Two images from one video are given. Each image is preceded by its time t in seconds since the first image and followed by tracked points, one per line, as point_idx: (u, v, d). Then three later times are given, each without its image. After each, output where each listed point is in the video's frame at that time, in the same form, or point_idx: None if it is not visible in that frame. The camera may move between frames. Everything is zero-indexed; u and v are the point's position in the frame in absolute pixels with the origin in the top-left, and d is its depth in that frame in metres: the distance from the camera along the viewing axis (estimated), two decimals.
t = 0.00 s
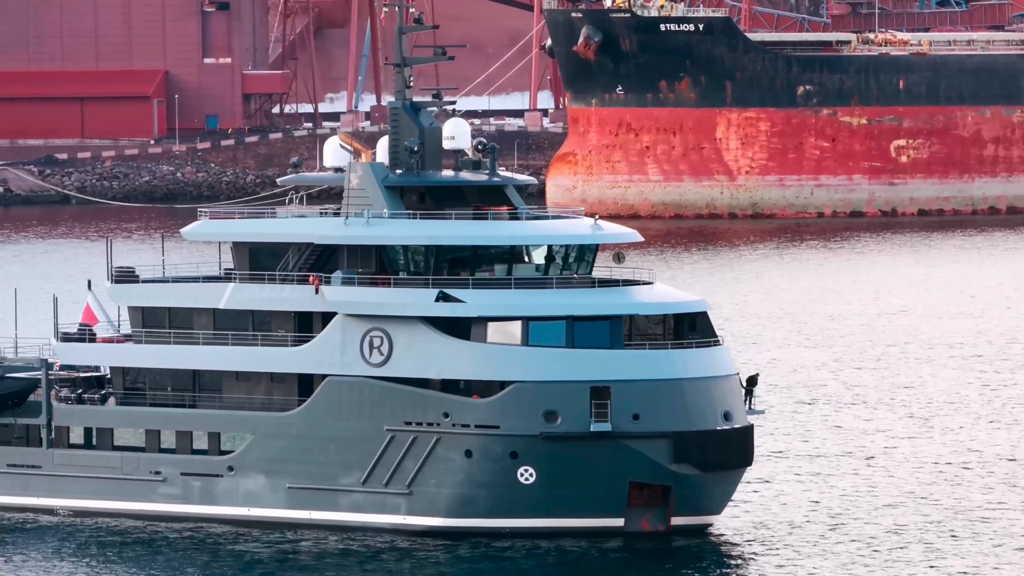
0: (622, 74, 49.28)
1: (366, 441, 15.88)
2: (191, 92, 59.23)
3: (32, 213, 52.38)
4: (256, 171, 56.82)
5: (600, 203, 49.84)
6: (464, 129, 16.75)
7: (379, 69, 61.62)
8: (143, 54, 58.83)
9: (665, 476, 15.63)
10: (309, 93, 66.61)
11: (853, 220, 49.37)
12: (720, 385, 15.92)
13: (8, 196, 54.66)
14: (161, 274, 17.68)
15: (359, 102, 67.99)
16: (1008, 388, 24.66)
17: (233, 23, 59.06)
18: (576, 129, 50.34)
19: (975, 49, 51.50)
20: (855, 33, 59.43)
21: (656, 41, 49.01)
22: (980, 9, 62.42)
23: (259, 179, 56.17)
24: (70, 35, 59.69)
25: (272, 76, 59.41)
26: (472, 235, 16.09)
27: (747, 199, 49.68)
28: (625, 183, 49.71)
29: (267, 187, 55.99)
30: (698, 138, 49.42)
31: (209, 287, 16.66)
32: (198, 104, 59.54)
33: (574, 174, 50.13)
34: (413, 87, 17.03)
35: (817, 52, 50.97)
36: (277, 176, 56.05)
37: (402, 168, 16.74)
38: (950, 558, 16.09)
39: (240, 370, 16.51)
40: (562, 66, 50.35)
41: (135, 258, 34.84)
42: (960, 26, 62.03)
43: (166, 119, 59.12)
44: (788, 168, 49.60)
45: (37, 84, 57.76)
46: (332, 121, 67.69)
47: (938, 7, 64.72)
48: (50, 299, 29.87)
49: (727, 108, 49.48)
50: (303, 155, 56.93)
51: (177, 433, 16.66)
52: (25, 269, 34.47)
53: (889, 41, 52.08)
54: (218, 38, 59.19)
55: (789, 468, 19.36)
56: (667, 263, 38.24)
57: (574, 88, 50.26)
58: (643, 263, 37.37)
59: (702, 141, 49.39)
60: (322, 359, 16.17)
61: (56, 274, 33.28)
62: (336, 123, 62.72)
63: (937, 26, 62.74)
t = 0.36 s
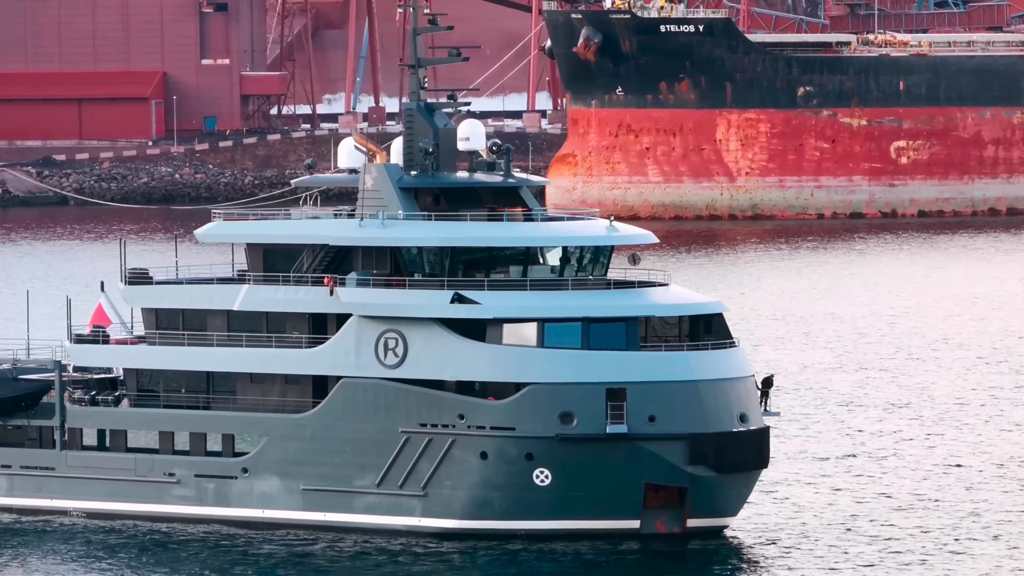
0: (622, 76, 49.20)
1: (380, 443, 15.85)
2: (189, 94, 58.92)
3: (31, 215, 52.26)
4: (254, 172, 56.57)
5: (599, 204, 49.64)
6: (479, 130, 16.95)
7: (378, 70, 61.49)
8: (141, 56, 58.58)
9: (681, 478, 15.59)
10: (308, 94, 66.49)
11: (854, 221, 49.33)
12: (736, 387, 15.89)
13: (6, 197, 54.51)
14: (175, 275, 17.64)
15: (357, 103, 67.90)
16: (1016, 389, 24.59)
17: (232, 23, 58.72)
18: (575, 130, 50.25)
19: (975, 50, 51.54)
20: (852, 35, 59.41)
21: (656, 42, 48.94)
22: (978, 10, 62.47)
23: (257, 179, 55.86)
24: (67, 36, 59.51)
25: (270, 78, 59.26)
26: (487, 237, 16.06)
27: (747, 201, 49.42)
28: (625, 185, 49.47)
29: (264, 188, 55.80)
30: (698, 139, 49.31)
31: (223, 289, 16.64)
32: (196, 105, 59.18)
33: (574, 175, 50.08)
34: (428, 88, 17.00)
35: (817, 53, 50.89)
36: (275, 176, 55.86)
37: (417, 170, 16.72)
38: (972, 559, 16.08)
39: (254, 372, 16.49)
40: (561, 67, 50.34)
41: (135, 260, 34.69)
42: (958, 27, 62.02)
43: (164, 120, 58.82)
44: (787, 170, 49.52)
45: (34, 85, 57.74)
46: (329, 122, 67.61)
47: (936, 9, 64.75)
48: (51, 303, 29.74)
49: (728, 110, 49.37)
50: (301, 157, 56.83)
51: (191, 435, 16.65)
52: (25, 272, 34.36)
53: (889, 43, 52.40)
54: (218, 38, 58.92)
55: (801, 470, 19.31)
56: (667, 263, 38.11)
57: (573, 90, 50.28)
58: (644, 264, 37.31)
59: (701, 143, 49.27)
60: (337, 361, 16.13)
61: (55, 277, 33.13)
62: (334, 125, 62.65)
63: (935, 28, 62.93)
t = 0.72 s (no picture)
0: (622, 77, 49.06)
1: (399, 445, 15.82)
2: (188, 95, 58.64)
3: (30, 216, 52.18)
4: (253, 173, 56.45)
5: (601, 205, 49.69)
6: (496, 131, 16.89)
7: (377, 71, 61.35)
8: (139, 57, 58.39)
9: (701, 480, 15.55)
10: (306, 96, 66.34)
11: (855, 223, 49.29)
12: (756, 389, 15.85)
13: (5, 199, 54.43)
14: (192, 277, 17.62)
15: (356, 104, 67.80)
16: None
17: (231, 24, 58.32)
18: (576, 131, 50.10)
19: (975, 51, 51.47)
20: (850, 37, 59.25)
21: (657, 44, 48.87)
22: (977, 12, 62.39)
23: (256, 181, 55.81)
24: (66, 37, 59.42)
25: (268, 79, 59.00)
26: (506, 238, 16.02)
27: (749, 202, 49.34)
28: (626, 186, 49.36)
29: (263, 189, 55.67)
30: (698, 140, 49.18)
31: (241, 289, 16.60)
32: (195, 106, 58.89)
33: (575, 177, 50.03)
34: (446, 90, 16.96)
35: (817, 55, 50.86)
36: (274, 178, 55.73)
37: (435, 171, 16.68)
38: (994, 563, 15.98)
39: (272, 373, 16.45)
40: (561, 69, 50.11)
41: (137, 264, 34.63)
42: (957, 29, 61.83)
43: (161, 122, 58.64)
44: (789, 171, 49.48)
45: (33, 86, 57.70)
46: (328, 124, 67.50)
47: (934, 10, 64.53)
48: (54, 306, 29.66)
49: (728, 111, 49.25)
50: (300, 158, 56.76)
51: (208, 437, 16.63)
52: (27, 274, 34.29)
53: (889, 44, 51.95)
54: (216, 40, 58.62)
55: (816, 472, 19.27)
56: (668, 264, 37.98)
57: (574, 91, 50.03)
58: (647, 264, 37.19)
59: (702, 144, 49.13)
60: (355, 362, 16.10)
61: (58, 280, 33.07)
62: (333, 126, 62.55)
63: (934, 29, 62.79)
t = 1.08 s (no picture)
0: (623, 78, 49.04)
1: (414, 447, 15.79)
2: (186, 95, 58.49)
3: (29, 217, 52.08)
4: (252, 174, 56.28)
5: (601, 206, 49.64)
6: (511, 131, 16.77)
7: (375, 72, 61.09)
8: (138, 58, 58.27)
9: (717, 481, 15.53)
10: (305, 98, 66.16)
11: (856, 223, 49.25)
12: (771, 391, 15.81)
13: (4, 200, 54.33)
14: (205, 277, 17.58)
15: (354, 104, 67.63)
16: None
17: (230, 26, 58.34)
18: (576, 132, 50.18)
19: (976, 52, 51.33)
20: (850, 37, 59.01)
21: (658, 44, 48.72)
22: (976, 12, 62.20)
23: (255, 182, 55.66)
24: (64, 38, 59.34)
25: (268, 79, 58.76)
26: (521, 239, 15.98)
27: (749, 203, 49.47)
28: (627, 186, 49.45)
29: (262, 191, 55.49)
30: (699, 141, 49.23)
31: (255, 291, 16.56)
32: (193, 107, 58.72)
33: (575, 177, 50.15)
34: (459, 90, 16.93)
35: (819, 55, 50.79)
36: (273, 178, 55.58)
37: (450, 172, 16.64)
38: (1011, 567, 15.84)
39: (285, 373, 16.42)
40: (561, 69, 50.11)
41: (138, 266, 34.59)
42: (957, 29, 61.58)
43: (161, 122, 58.57)
44: (789, 172, 49.56)
45: (31, 87, 57.65)
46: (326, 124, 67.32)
47: (934, 11, 64.08)
48: (56, 309, 29.61)
49: (729, 111, 49.25)
50: (300, 159, 56.39)
51: (222, 438, 16.60)
52: (29, 276, 34.26)
53: (890, 44, 51.49)
54: (214, 41, 58.57)
55: (828, 473, 19.22)
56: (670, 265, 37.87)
57: (575, 91, 50.03)
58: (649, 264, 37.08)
59: (703, 145, 49.20)
60: (370, 363, 16.06)
61: (59, 282, 33.04)
62: (332, 127, 62.41)
63: (934, 30, 62.23)
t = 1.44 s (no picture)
0: (624, 79, 48.99)
1: (430, 449, 15.76)
2: (185, 97, 58.40)
3: (28, 219, 51.98)
4: (251, 176, 56.19)
5: (602, 208, 49.52)
6: (526, 133, 16.78)
7: (374, 74, 60.96)
8: (137, 59, 58.19)
9: (734, 484, 15.49)
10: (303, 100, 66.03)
11: (857, 225, 49.17)
12: (788, 393, 15.78)
13: (3, 202, 54.18)
14: (219, 279, 17.55)
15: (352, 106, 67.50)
16: None
17: (228, 28, 58.18)
18: (577, 134, 50.06)
19: (977, 54, 51.37)
20: (848, 38, 58.94)
21: (658, 47, 48.71)
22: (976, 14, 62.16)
23: (254, 183, 55.61)
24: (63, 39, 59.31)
25: (267, 81, 58.62)
26: (537, 241, 15.93)
27: (750, 205, 49.26)
28: (627, 189, 49.37)
29: (261, 192, 55.44)
30: (700, 143, 49.18)
31: (271, 292, 16.52)
32: (192, 108, 58.65)
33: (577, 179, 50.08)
34: (474, 92, 16.91)
35: (819, 57, 50.80)
36: (273, 181, 55.57)
37: (465, 173, 16.62)
38: None
39: (301, 376, 16.39)
40: (562, 71, 49.98)
41: (138, 270, 34.42)
42: (956, 31, 61.56)
43: (160, 124, 58.48)
44: (790, 174, 49.43)
45: (29, 89, 57.55)
46: (324, 126, 67.23)
47: (932, 13, 63.85)
48: (54, 313, 29.45)
49: (730, 113, 49.27)
50: (298, 160, 56.44)
51: (236, 440, 16.55)
52: (29, 280, 34.11)
53: (891, 46, 51.15)
54: (213, 43, 58.51)
55: (840, 476, 19.17)
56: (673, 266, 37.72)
57: (576, 93, 50.00)
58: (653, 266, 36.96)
59: (704, 147, 49.15)
60: (386, 365, 16.02)
61: (58, 286, 32.89)
62: (330, 129, 62.33)
63: (931, 31, 61.85)
